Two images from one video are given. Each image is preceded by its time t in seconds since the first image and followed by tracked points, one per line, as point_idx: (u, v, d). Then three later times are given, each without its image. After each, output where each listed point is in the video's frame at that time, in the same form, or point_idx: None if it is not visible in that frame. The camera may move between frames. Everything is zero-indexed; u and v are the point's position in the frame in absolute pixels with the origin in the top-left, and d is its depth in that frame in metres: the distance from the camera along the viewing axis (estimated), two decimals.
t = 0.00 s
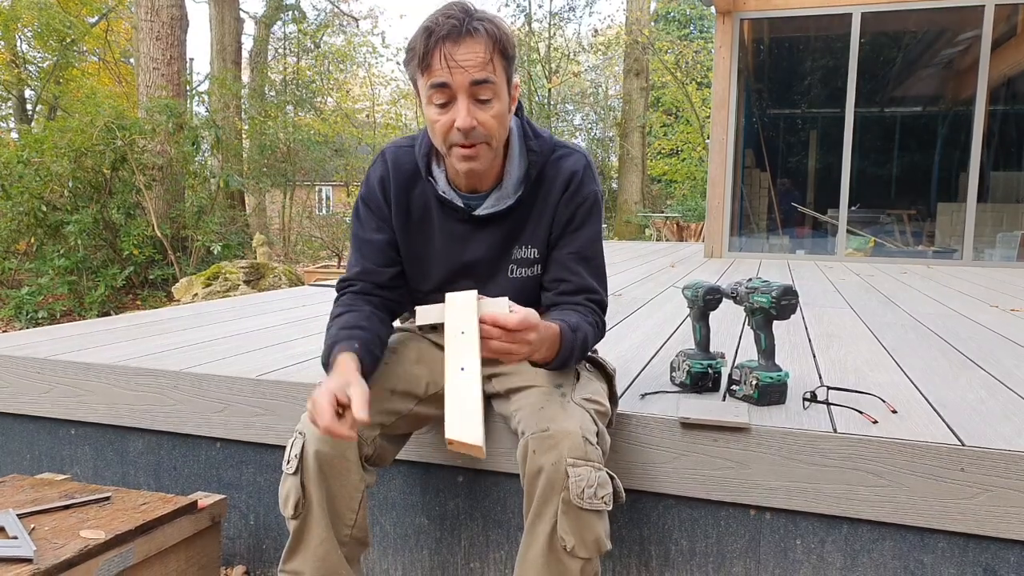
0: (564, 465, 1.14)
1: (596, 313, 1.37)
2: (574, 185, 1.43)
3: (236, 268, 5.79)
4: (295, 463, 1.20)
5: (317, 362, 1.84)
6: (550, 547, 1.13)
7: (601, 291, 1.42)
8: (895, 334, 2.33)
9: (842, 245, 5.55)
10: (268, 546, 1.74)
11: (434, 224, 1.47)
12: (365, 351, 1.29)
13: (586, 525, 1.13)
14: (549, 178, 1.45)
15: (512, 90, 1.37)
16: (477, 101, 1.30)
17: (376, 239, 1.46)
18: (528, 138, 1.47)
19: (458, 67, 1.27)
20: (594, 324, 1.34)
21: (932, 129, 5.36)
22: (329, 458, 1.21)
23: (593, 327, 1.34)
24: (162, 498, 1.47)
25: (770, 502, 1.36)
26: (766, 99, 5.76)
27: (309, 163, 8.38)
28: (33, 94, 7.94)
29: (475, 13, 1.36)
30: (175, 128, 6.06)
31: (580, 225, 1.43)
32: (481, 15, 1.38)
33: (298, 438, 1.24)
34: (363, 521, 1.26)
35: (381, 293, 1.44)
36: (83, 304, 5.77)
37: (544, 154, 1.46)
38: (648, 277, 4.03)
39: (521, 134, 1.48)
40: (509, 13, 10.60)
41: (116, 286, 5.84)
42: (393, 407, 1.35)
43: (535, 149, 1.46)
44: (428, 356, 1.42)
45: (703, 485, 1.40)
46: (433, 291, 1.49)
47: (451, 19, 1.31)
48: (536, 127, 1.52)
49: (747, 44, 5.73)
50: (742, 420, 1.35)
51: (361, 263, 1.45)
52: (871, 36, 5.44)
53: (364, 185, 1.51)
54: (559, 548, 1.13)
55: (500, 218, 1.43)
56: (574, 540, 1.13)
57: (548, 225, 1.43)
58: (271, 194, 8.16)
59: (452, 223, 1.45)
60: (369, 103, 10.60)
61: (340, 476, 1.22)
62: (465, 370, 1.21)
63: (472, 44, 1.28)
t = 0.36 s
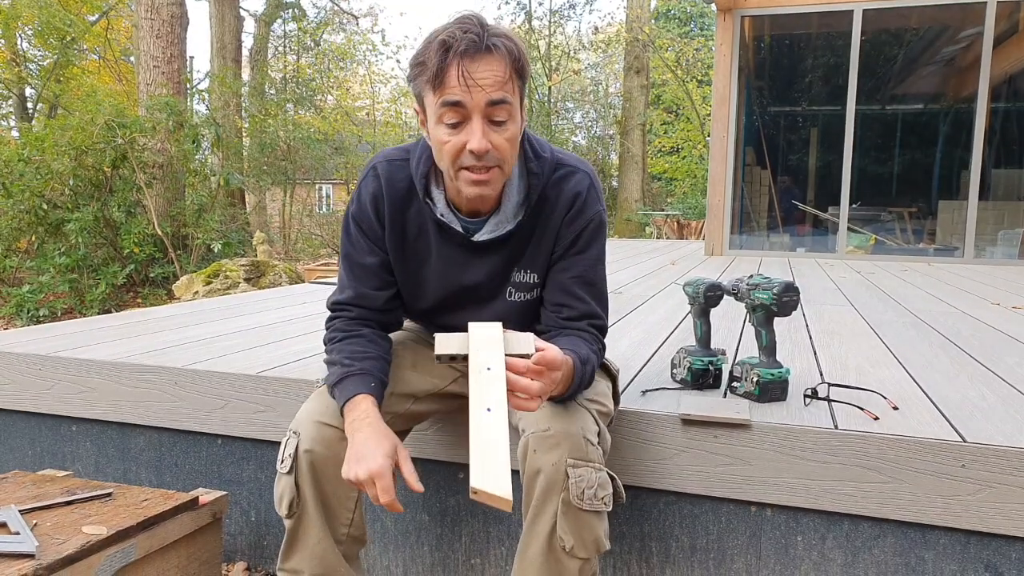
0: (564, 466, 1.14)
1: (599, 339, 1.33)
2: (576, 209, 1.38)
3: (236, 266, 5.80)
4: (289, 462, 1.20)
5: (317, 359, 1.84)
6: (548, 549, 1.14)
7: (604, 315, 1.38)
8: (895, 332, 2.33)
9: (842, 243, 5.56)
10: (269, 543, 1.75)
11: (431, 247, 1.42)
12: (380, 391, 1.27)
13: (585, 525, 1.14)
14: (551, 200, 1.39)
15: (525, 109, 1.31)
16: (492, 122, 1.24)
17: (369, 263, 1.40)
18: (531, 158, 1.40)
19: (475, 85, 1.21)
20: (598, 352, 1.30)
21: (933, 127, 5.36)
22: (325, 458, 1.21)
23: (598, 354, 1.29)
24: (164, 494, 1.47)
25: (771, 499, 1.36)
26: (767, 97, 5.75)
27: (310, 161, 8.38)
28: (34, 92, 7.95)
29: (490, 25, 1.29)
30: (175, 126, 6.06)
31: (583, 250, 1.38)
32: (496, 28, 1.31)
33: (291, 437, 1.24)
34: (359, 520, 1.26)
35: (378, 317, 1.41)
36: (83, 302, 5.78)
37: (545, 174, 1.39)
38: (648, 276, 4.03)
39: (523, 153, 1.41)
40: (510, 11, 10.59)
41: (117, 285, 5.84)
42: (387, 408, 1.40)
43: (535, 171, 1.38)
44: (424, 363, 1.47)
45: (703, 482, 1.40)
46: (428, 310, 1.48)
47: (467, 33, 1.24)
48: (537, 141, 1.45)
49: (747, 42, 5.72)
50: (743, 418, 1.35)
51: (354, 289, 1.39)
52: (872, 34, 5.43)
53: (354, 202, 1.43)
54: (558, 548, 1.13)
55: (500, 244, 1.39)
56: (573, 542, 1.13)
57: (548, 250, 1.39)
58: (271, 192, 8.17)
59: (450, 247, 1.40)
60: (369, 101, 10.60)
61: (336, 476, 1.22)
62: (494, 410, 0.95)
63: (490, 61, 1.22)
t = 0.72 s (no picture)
0: (578, 463, 1.14)
1: (581, 347, 1.33)
2: (578, 219, 1.38)
3: (236, 264, 5.79)
4: (288, 462, 1.20)
5: (317, 357, 1.84)
6: (561, 546, 1.13)
7: (593, 321, 1.38)
8: (895, 330, 2.33)
9: (842, 241, 5.57)
10: (269, 541, 1.75)
11: (430, 253, 1.41)
12: (377, 392, 1.27)
13: (598, 522, 1.14)
14: (552, 209, 1.38)
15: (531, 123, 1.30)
16: (493, 137, 1.22)
17: (369, 264, 1.41)
18: (534, 166, 1.39)
19: (477, 98, 1.20)
20: (576, 357, 1.29)
21: (933, 125, 5.36)
22: (323, 457, 1.21)
23: (578, 360, 1.29)
24: (164, 493, 1.47)
25: (770, 497, 1.36)
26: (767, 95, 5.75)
27: (310, 159, 8.38)
28: (34, 90, 7.96)
29: (499, 35, 1.27)
30: (175, 124, 6.06)
31: (582, 260, 1.38)
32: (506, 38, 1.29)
33: (289, 437, 1.24)
34: (360, 519, 1.26)
35: (375, 319, 1.42)
36: (83, 300, 5.78)
37: (548, 183, 1.38)
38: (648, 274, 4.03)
39: (526, 161, 1.40)
40: (510, 9, 10.60)
41: (117, 283, 5.83)
42: (385, 409, 1.39)
43: (539, 179, 1.37)
44: (424, 365, 1.49)
45: (703, 480, 1.40)
46: (424, 315, 1.47)
47: (474, 44, 1.23)
48: (542, 148, 1.44)
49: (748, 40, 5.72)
50: (742, 416, 1.35)
51: (353, 291, 1.40)
52: (873, 32, 5.42)
53: (355, 201, 1.43)
54: (571, 546, 1.13)
55: (499, 252, 1.37)
56: (587, 539, 1.13)
57: (548, 259, 1.39)
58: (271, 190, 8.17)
59: (450, 253, 1.39)
60: (369, 99, 10.61)
61: (335, 476, 1.22)
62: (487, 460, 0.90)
63: (494, 75, 1.20)
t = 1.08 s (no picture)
0: (577, 463, 1.14)
1: (592, 342, 1.32)
2: (571, 213, 1.37)
3: (236, 263, 5.79)
4: (285, 462, 1.20)
5: (316, 357, 1.84)
6: (560, 547, 1.13)
7: (600, 315, 1.38)
8: (895, 329, 2.33)
9: (842, 240, 5.56)
10: (269, 540, 1.75)
11: (425, 252, 1.41)
12: (374, 395, 1.28)
13: (597, 523, 1.14)
14: (545, 204, 1.38)
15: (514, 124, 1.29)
16: (478, 143, 1.21)
17: (365, 264, 1.42)
18: (525, 161, 1.38)
19: (461, 106, 1.18)
20: (588, 353, 1.29)
21: (933, 124, 5.35)
22: (320, 458, 1.21)
23: (589, 357, 1.29)
24: (164, 493, 1.47)
25: (769, 497, 1.36)
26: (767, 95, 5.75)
27: (310, 158, 8.37)
28: (34, 90, 7.95)
29: (479, 36, 1.25)
30: (175, 123, 6.06)
31: (578, 255, 1.38)
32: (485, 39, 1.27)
33: (287, 436, 1.24)
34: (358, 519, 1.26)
35: (374, 319, 1.43)
36: (83, 299, 5.78)
37: (539, 178, 1.38)
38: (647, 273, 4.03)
39: (517, 157, 1.39)
40: (510, 9, 10.60)
41: (117, 282, 5.83)
42: (384, 408, 1.40)
43: (530, 175, 1.37)
44: (423, 365, 1.48)
45: (703, 479, 1.40)
46: (422, 315, 1.47)
47: (453, 50, 1.21)
48: (533, 143, 1.43)
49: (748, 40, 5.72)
50: (742, 416, 1.35)
51: (351, 292, 1.41)
52: (872, 32, 5.42)
53: (350, 202, 1.44)
54: (570, 547, 1.13)
55: (493, 249, 1.37)
56: (585, 539, 1.13)
57: (545, 255, 1.39)
58: (271, 189, 8.17)
59: (444, 252, 1.39)
60: (369, 99, 10.61)
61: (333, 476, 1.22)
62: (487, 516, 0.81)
63: (476, 81, 1.19)
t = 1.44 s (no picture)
0: (570, 458, 1.14)
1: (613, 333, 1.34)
2: (567, 202, 1.37)
3: (235, 262, 5.79)
4: (284, 463, 1.20)
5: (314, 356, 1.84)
6: (553, 543, 1.14)
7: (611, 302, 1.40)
8: (894, 328, 2.33)
9: (841, 239, 5.56)
10: (268, 540, 1.75)
11: (418, 246, 1.41)
12: (371, 391, 1.28)
13: (588, 519, 1.13)
14: (541, 195, 1.37)
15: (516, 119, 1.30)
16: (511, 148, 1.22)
17: (356, 261, 1.42)
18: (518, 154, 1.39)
19: (501, 119, 1.17)
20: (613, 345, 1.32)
21: (932, 123, 5.35)
22: (319, 458, 1.21)
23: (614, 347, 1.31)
24: (163, 493, 1.47)
25: (769, 496, 1.36)
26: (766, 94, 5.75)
27: (309, 158, 8.36)
28: (32, 89, 7.95)
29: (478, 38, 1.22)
30: (174, 123, 6.05)
31: (575, 247, 1.37)
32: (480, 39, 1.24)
33: (285, 437, 1.23)
34: (357, 519, 1.26)
35: (367, 315, 1.43)
36: (82, 299, 5.78)
37: (533, 170, 1.38)
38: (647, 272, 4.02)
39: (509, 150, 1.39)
40: (509, 8, 10.61)
41: (115, 282, 5.83)
42: (382, 407, 1.40)
43: (525, 166, 1.37)
44: (422, 362, 1.47)
45: (703, 478, 1.40)
46: (417, 311, 1.45)
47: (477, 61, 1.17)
48: (526, 137, 1.43)
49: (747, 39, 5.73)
50: (742, 415, 1.35)
51: (343, 289, 1.42)
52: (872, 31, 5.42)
53: (340, 201, 1.44)
54: (562, 542, 1.13)
55: (488, 241, 1.37)
56: (576, 534, 1.13)
57: (543, 249, 1.38)
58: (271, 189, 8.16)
59: (438, 245, 1.39)
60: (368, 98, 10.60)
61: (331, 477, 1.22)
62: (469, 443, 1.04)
63: (508, 90, 1.18)
